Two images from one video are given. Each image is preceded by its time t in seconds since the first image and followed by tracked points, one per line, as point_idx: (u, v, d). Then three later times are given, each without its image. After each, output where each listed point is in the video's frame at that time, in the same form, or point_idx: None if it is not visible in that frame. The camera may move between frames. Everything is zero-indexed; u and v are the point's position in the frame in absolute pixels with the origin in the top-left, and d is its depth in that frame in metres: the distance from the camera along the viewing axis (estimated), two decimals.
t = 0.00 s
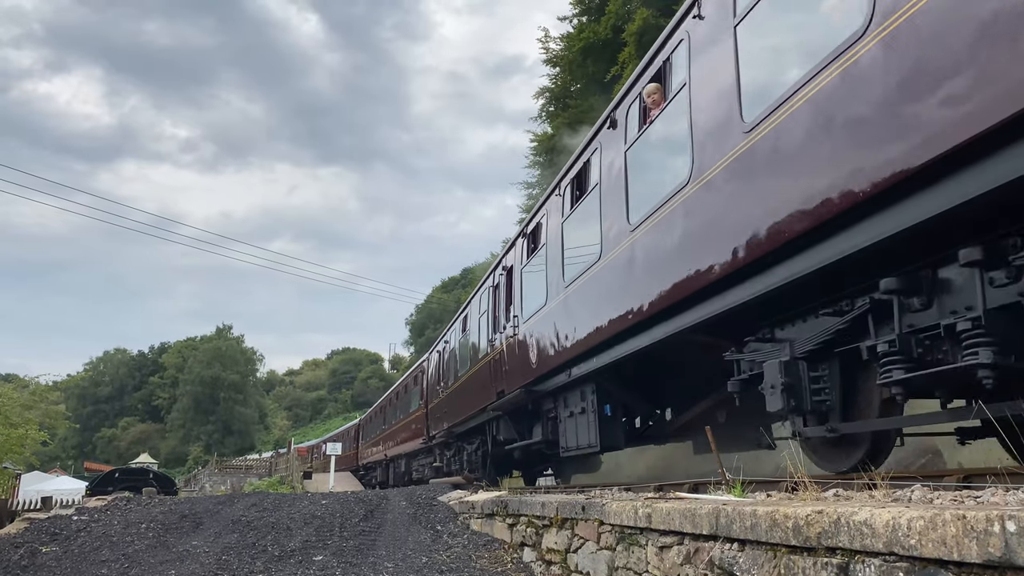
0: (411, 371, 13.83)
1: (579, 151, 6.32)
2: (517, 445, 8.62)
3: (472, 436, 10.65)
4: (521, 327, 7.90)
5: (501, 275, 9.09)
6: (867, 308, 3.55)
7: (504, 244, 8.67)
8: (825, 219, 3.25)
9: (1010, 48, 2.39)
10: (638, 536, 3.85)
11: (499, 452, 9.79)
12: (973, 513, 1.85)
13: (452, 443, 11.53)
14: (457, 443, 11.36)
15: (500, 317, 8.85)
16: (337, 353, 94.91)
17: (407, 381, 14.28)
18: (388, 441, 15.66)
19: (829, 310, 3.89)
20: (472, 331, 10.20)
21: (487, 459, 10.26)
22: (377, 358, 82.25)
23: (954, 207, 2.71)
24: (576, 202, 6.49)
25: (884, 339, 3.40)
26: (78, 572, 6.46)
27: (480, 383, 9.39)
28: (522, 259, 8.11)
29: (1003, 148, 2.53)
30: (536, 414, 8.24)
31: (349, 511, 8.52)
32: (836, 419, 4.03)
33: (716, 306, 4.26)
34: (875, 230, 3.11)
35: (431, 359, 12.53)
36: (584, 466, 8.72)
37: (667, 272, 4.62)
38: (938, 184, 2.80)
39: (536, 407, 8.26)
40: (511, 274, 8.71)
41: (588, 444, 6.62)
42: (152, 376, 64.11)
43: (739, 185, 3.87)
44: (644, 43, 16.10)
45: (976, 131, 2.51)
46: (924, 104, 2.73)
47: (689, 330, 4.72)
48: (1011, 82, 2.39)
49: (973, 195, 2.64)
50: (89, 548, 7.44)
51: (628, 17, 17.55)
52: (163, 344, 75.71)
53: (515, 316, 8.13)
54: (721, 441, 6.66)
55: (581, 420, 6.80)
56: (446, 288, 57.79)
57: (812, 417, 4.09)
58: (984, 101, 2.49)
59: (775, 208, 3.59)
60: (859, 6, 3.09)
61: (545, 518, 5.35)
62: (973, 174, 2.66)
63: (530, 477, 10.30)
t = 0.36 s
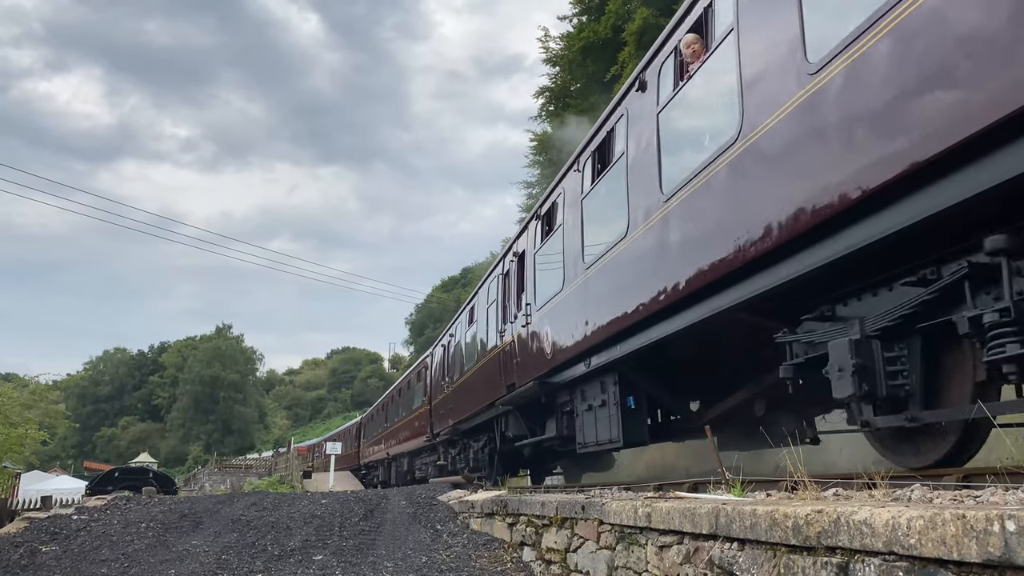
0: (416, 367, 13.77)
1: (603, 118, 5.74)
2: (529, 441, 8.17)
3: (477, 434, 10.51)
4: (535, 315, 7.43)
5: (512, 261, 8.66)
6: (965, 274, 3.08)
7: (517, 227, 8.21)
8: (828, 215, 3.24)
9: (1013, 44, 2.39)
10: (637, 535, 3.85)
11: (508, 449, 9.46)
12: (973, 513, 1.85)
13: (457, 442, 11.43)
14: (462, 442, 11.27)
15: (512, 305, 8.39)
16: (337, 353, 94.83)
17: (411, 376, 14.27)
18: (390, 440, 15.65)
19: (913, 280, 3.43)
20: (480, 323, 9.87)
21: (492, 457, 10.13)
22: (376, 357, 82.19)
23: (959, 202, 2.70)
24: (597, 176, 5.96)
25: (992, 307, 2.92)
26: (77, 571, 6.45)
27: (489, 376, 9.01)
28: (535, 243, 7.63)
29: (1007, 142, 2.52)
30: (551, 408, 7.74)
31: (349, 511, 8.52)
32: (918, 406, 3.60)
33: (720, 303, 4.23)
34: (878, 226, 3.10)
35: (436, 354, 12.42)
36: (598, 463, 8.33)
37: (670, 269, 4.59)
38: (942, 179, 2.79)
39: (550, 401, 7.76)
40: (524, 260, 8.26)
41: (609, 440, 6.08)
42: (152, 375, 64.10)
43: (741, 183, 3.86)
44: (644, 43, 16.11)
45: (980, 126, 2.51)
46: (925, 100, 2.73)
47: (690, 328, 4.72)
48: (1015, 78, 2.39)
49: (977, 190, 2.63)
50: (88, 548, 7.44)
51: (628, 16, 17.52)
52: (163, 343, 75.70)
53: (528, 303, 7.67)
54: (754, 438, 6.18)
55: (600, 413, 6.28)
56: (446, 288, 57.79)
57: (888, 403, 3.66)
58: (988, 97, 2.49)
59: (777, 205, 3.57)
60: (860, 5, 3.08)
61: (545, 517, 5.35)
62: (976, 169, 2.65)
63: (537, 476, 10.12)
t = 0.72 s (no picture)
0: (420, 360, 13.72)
1: (634, 75, 5.20)
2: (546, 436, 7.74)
3: (485, 431, 10.32)
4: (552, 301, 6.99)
5: (524, 246, 8.25)
6: None
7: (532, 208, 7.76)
8: (829, 214, 3.21)
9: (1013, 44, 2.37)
10: (637, 535, 3.85)
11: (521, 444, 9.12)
12: (973, 512, 1.85)
13: (463, 438, 11.31)
14: (467, 439, 11.16)
15: (526, 291, 7.95)
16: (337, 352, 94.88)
17: (414, 372, 14.25)
18: (393, 438, 15.64)
19: None
20: (491, 313, 9.52)
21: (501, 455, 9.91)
22: (376, 357, 82.19)
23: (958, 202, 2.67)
24: (623, 144, 5.49)
25: None
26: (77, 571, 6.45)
27: (501, 368, 8.63)
28: (551, 223, 7.19)
29: (1007, 142, 2.50)
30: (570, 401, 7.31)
31: (349, 510, 8.53)
32: None
33: (720, 303, 4.23)
34: (878, 225, 3.07)
35: (442, 349, 12.26)
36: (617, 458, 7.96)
37: (672, 267, 4.56)
38: (941, 178, 2.76)
39: (569, 394, 7.33)
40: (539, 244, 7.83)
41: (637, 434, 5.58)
42: (151, 375, 64.07)
43: (741, 182, 3.86)
44: (643, 42, 16.11)
45: (980, 126, 2.49)
46: (927, 99, 2.71)
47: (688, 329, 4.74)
48: (1015, 77, 2.37)
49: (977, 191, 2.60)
50: (88, 547, 7.44)
51: (628, 16, 17.51)
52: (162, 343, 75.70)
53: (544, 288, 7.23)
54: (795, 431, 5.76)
55: (627, 406, 5.81)
56: (446, 287, 57.80)
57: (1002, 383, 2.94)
58: (988, 97, 2.47)
59: (778, 205, 3.55)
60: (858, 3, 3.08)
61: (545, 517, 5.35)
62: (975, 170, 2.63)
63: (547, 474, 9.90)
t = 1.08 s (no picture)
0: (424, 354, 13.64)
1: (674, 20, 4.65)
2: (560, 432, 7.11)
3: (491, 429, 10.09)
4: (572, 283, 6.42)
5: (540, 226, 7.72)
6: None
7: (549, 185, 7.22)
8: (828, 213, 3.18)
9: (1007, 47, 2.33)
10: (637, 534, 3.85)
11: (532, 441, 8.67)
12: (972, 512, 1.85)
13: (467, 436, 11.14)
14: (471, 437, 10.99)
15: (541, 275, 7.40)
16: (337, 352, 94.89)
17: (418, 368, 14.19)
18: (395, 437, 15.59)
19: None
20: (502, 301, 9.07)
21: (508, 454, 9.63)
22: (376, 357, 82.16)
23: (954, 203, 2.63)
24: (658, 103, 4.92)
25: None
26: (77, 570, 6.45)
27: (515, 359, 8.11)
28: (571, 199, 6.63)
29: (1003, 143, 2.46)
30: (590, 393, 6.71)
31: (349, 509, 8.53)
32: None
33: (716, 303, 4.21)
34: (876, 225, 3.04)
35: (449, 342, 12.02)
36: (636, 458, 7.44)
37: (675, 264, 4.52)
38: (937, 180, 2.72)
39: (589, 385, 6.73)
40: (556, 223, 7.28)
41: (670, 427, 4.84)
42: (151, 374, 64.05)
43: (740, 181, 3.84)
44: (643, 41, 16.11)
45: (976, 127, 2.45)
46: (924, 98, 2.66)
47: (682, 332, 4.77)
48: (1009, 78, 2.33)
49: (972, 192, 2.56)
50: (88, 546, 7.44)
51: (628, 16, 17.50)
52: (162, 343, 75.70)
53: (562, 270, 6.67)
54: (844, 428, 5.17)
55: (657, 397, 5.12)
56: (446, 286, 57.80)
57: None
58: (984, 97, 2.42)
59: (779, 203, 3.52)
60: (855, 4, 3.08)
61: (544, 516, 5.35)
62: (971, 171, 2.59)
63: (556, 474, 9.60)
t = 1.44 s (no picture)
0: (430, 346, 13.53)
1: None
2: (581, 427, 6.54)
3: (500, 426, 9.85)
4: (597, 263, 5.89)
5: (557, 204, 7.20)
6: None
7: (569, 159, 6.70)
8: (831, 211, 3.19)
9: (1006, 46, 2.35)
10: (637, 533, 3.85)
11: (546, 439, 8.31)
12: (972, 511, 1.85)
13: (473, 432, 10.96)
14: (478, 434, 10.80)
15: (560, 257, 6.88)
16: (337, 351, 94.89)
17: (423, 362, 14.09)
18: (399, 434, 15.51)
19: None
20: (514, 289, 8.63)
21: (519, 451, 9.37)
22: (376, 356, 82.14)
23: (956, 201, 2.63)
24: (686, 71, 4.55)
25: None
26: (78, 570, 6.47)
27: (531, 348, 7.60)
28: (594, 171, 6.11)
29: (1004, 142, 2.47)
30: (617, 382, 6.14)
31: (349, 508, 8.55)
32: None
33: (722, 300, 4.16)
34: (879, 223, 3.04)
35: (456, 336, 11.72)
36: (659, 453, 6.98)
37: (678, 262, 4.51)
38: (946, 176, 2.71)
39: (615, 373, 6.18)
40: (577, 200, 6.76)
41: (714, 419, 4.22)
42: (151, 373, 64.01)
43: (747, 177, 3.82)
44: (642, 41, 16.11)
45: (976, 126, 2.46)
46: (926, 96, 2.67)
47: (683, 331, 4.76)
48: (1009, 77, 2.34)
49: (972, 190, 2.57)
50: (89, 545, 7.46)
51: (628, 15, 17.50)
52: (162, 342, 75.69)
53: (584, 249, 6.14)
54: (874, 423, 4.68)
55: (698, 385, 4.52)
56: (446, 286, 57.82)
57: None
58: (984, 96, 2.44)
59: (783, 201, 3.53)
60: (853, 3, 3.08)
61: (544, 515, 5.34)
62: (973, 170, 2.60)
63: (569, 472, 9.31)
